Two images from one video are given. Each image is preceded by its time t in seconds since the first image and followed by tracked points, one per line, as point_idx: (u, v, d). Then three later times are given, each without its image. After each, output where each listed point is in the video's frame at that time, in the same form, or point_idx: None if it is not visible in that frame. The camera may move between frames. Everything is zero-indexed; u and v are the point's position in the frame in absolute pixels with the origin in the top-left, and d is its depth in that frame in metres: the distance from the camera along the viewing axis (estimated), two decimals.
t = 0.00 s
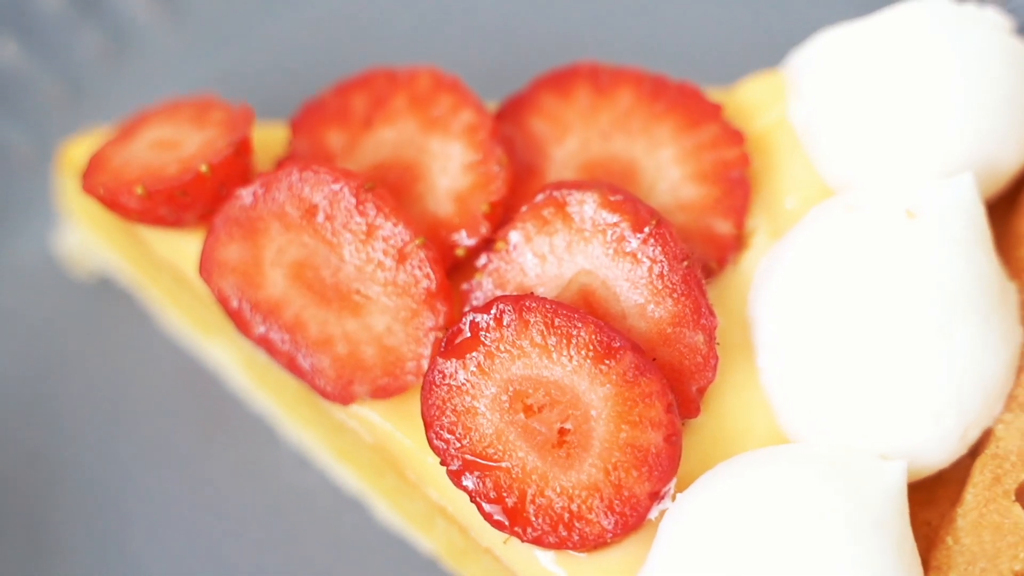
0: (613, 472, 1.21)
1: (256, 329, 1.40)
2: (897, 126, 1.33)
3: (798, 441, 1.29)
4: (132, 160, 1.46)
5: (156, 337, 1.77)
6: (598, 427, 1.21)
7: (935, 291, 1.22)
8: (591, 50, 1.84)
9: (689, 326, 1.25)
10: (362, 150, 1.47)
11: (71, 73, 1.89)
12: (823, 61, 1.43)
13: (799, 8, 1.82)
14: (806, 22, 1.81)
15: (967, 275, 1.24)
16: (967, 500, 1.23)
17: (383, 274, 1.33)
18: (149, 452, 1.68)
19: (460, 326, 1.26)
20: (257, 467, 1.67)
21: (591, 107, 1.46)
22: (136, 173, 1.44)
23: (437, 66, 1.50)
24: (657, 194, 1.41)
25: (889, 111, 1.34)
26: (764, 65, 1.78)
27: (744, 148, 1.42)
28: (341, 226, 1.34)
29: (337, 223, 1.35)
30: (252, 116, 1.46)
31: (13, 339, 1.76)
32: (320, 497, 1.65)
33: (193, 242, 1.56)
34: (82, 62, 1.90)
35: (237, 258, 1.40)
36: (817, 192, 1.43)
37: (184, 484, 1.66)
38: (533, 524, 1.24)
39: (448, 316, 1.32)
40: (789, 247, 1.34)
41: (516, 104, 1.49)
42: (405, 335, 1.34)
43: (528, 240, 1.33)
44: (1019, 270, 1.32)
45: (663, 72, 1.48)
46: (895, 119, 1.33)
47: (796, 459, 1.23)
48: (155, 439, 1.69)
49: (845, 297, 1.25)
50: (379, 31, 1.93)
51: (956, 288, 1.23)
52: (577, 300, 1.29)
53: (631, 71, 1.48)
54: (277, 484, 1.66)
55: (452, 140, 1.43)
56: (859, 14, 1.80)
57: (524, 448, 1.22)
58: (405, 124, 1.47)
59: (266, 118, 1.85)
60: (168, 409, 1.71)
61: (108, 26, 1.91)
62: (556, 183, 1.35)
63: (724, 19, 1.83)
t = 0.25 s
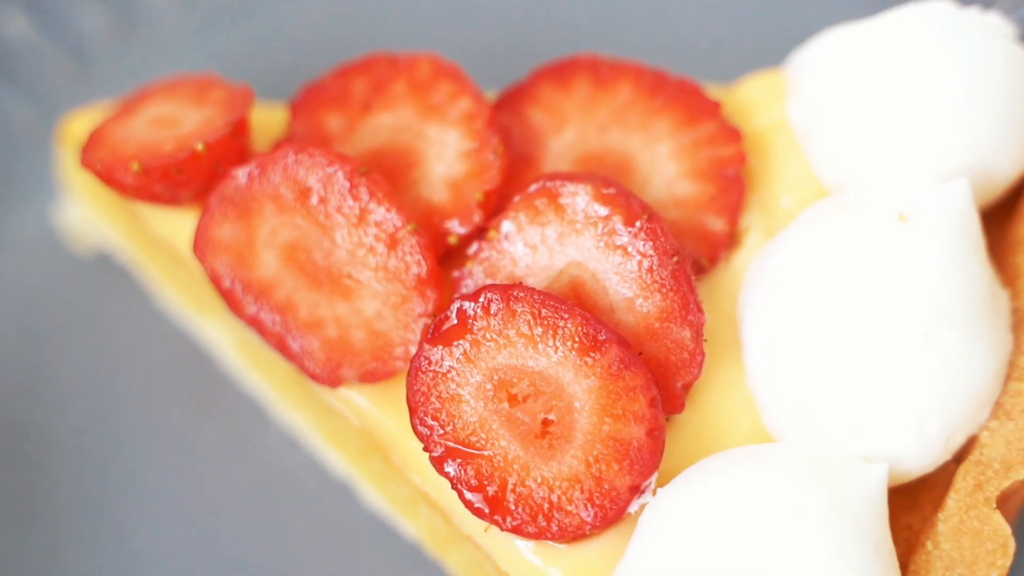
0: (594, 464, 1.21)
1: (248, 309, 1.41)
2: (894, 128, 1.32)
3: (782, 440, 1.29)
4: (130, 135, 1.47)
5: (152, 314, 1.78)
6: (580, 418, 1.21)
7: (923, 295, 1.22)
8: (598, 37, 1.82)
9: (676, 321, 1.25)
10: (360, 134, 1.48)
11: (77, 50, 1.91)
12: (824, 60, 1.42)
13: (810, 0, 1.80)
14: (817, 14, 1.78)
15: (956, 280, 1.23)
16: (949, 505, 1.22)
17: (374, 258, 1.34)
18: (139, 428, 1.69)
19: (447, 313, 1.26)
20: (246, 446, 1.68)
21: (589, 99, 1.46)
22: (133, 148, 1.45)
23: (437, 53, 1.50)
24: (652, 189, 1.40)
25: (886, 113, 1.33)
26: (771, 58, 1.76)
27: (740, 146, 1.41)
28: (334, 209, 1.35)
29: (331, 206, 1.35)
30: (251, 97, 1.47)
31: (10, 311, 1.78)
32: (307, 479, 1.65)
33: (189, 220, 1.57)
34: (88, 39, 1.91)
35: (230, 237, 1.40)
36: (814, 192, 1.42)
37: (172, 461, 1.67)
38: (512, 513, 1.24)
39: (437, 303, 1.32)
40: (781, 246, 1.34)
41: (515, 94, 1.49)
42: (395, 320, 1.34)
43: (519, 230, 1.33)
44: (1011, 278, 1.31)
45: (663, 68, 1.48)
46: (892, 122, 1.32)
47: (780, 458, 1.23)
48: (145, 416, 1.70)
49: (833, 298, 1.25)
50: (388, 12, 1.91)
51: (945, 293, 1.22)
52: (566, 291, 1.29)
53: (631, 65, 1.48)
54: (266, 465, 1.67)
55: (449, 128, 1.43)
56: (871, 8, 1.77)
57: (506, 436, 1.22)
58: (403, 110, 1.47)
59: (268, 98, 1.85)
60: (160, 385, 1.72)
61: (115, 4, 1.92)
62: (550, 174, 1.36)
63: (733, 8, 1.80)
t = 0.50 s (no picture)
0: (577, 458, 1.21)
1: (241, 291, 1.42)
2: (890, 134, 1.32)
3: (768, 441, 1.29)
4: (131, 113, 1.48)
5: (150, 292, 1.80)
6: (565, 412, 1.21)
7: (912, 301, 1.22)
8: (605, 30, 1.81)
9: (665, 318, 1.25)
10: (360, 121, 1.48)
11: (86, 30, 1.92)
12: (823, 64, 1.42)
13: None
14: (825, 11, 1.77)
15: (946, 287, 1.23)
16: (932, 512, 1.21)
17: (367, 245, 1.34)
18: (133, 405, 1.71)
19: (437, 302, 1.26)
20: (238, 427, 1.69)
21: (589, 94, 1.46)
22: (133, 128, 1.46)
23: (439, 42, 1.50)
24: (648, 185, 1.40)
25: (882, 118, 1.33)
26: (778, 54, 1.75)
27: (738, 146, 1.41)
28: (330, 195, 1.35)
29: (326, 192, 1.36)
30: (252, 80, 1.47)
31: (11, 286, 1.80)
32: (297, 462, 1.66)
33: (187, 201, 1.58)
34: (99, 17, 1.93)
35: (226, 219, 1.41)
36: (811, 193, 1.42)
37: (164, 440, 1.68)
38: (493, 504, 1.23)
39: (429, 291, 1.33)
40: (774, 247, 1.34)
41: (516, 86, 1.49)
42: (386, 307, 1.34)
43: (512, 221, 1.33)
44: (1004, 285, 1.31)
45: (664, 64, 1.48)
46: (890, 127, 1.32)
47: (764, 459, 1.23)
48: (139, 393, 1.72)
49: (821, 301, 1.25)
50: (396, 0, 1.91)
51: (934, 300, 1.22)
52: (558, 285, 1.29)
53: (633, 61, 1.48)
54: (256, 446, 1.68)
55: (447, 118, 1.43)
56: (880, 6, 1.76)
57: (491, 427, 1.22)
58: (403, 98, 1.47)
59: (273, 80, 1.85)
60: (154, 363, 1.74)
61: None
62: (546, 167, 1.36)
63: (742, 4, 1.79)
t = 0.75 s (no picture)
0: (563, 452, 1.20)
1: (238, 273, 1.43)
2: (890, 141, 1.31)
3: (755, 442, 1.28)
4: (137, 92, 1.49)
5: (151, 272, 1.81)
6: (553, 406, 1.21)
7: (904, 308, 1.21)
8: (614, 27, 1.81)
9: (656, 315, 1.25)
10: (363, 109, 1.48)
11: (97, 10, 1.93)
12: (826, 68, 1.41)
13: None
14: (836, 14, 1.76)
15: (939, 296, 1.22)
16: (916, 519, 1.21)
17: (364, 232, 1.35)
18: (129, 383, 1.72)
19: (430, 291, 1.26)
20: (232, 409, 1.70)
21: (592, 89, 1.46)
22: (137, 107, 1.48)
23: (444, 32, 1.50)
24: (647, 182, 1.40)
25: (882, 125, 1.32)
26: (785, 54, 1.74)
27: (739, 146, 1.41)
28: (329, 181, 1.36)
29: (325, 178, 1.36)
30: (256, 64, 1.48)
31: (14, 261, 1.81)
32: (290, 446, 1.67)
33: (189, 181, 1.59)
34: None
35: (225, 201, 1.42)
36: (810, 195, 1.41)
37: (157, 419, 1.69)
38: (478, 495, 1.23)
39: (423, 280, 1.34)
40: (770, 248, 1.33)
41: (520, 79, 1.50)
42: (380, 295, 1.35)
43: (508, 213, 1.33)
44: (999, 296, 1.31)
45: (669, 63, 1.47)
46: (892, 132, 1.31)
47: (750, 460, 1.22)
48: (135, 372, 1.73)
49: (813, 305, 1.25)
50: None
51: (926, 308, 1.21)
52: (551, 278, 1.30)
53: (637, 58, 1.48)
54: (250, 429, 1.68)
55: (449, 109, 1.44)
56: (890, 9, 1.75)
57: (479, 417, 1.22)
58: (406, 88, 1.47)
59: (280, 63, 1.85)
60: (152, 342, 1.75)
61: None
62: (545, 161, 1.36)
63: (752, 4, 1.78)
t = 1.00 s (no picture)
0: (551, 446, 1.20)
1: (236, 256, 1.44)
2: (891, 147, 1.31)
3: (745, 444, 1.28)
4: (142, 73, 1.50)
5: (154, 253, 1.82)
6: (543, 400, 1.21)
7: (898, 315, 1.21)
8: (623, 26, 1.81)
9: (649, 313, 1.25)
10: (367, 98, 1.49)
11: None
12: (830, 72, 1.41)
13: None
14: (847, 20, 1.75)
15: (934, 304, 1.22)
16: (902, 526, 1.21)
17: (363, 220, 1.36)
18: (126, 363, 1.73)
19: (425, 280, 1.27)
20: (228, 391, 1.71)
21: (597, 86, 1.46)
22: (142, 87, 1.48)
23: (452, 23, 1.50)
24: (647, 180, 1.40)
25: (884, 131, 1.32)
26: (793, 56, 1.74)
27: (739, 148, 1.41)
28: (330, 168, 1.37)
29: (325, 164, 1.37)
30: (262, 49, 1.48)
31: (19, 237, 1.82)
32: (283, 431, 1.67)
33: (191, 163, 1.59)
34: None
35: (227, 184, 1.43)
36: (810, 199, 1.41)
37: (153, 400, 1.70)
38: (465, 485, 1.23)
39: (420, 269, 1.34)
40: (767, 251, 1.33)
41: (525, 73, 1.50)
42: (376, 283, 1.36)
43: (507, 205, 1.33)
44: (996, 306, 1.30)
45: (674, 62, 1.47)
46: (894, 139, 1.31)
47: (737, 460, 1.22)
48: (134, 351, 1.74)
49: (806, 309, 1.24)
50: None
51: (920, 315, 1.21)
52: (547, 272, 1.29)
53: (643, 56, 1.48)
54: (245, 412, 1.69)
55: (453, 100, 1.44)
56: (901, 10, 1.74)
57: (468, 408, 1.22)
58: (411, 78, 1.48)
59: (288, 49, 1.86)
60: (152, 323, 1.76)
61: None
62: (546, 156, 1.36)
63: (762, 8, 1.78)
